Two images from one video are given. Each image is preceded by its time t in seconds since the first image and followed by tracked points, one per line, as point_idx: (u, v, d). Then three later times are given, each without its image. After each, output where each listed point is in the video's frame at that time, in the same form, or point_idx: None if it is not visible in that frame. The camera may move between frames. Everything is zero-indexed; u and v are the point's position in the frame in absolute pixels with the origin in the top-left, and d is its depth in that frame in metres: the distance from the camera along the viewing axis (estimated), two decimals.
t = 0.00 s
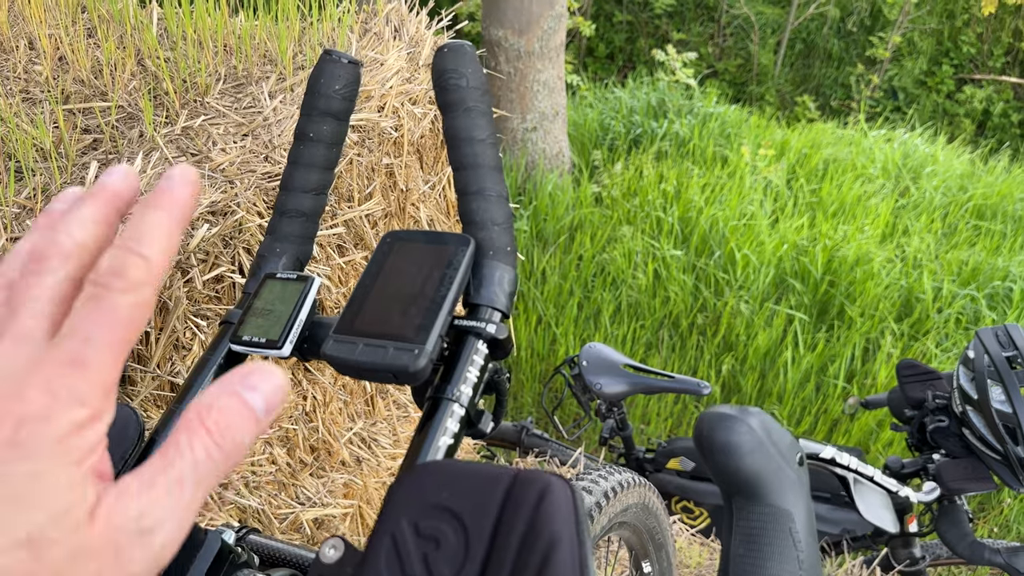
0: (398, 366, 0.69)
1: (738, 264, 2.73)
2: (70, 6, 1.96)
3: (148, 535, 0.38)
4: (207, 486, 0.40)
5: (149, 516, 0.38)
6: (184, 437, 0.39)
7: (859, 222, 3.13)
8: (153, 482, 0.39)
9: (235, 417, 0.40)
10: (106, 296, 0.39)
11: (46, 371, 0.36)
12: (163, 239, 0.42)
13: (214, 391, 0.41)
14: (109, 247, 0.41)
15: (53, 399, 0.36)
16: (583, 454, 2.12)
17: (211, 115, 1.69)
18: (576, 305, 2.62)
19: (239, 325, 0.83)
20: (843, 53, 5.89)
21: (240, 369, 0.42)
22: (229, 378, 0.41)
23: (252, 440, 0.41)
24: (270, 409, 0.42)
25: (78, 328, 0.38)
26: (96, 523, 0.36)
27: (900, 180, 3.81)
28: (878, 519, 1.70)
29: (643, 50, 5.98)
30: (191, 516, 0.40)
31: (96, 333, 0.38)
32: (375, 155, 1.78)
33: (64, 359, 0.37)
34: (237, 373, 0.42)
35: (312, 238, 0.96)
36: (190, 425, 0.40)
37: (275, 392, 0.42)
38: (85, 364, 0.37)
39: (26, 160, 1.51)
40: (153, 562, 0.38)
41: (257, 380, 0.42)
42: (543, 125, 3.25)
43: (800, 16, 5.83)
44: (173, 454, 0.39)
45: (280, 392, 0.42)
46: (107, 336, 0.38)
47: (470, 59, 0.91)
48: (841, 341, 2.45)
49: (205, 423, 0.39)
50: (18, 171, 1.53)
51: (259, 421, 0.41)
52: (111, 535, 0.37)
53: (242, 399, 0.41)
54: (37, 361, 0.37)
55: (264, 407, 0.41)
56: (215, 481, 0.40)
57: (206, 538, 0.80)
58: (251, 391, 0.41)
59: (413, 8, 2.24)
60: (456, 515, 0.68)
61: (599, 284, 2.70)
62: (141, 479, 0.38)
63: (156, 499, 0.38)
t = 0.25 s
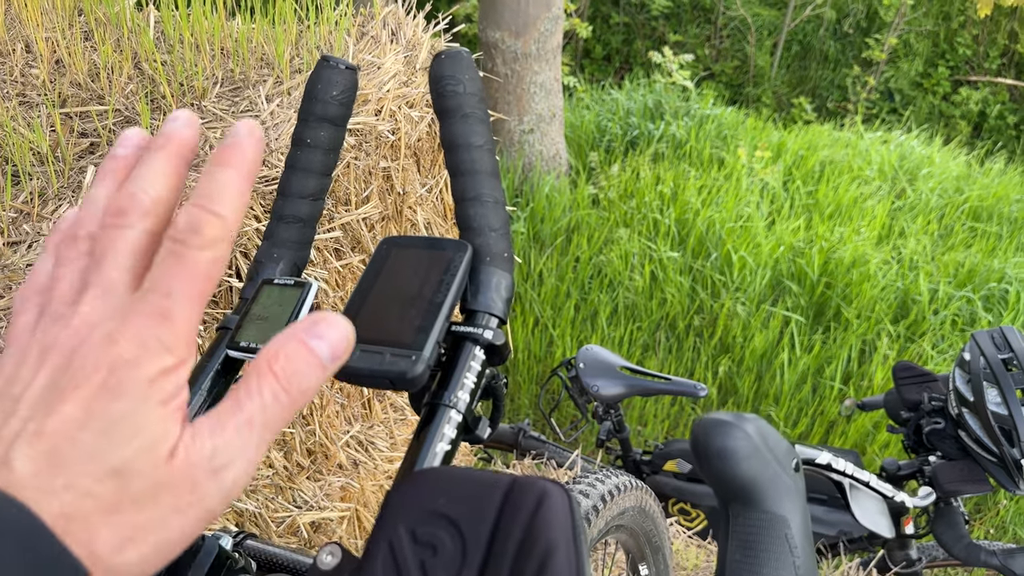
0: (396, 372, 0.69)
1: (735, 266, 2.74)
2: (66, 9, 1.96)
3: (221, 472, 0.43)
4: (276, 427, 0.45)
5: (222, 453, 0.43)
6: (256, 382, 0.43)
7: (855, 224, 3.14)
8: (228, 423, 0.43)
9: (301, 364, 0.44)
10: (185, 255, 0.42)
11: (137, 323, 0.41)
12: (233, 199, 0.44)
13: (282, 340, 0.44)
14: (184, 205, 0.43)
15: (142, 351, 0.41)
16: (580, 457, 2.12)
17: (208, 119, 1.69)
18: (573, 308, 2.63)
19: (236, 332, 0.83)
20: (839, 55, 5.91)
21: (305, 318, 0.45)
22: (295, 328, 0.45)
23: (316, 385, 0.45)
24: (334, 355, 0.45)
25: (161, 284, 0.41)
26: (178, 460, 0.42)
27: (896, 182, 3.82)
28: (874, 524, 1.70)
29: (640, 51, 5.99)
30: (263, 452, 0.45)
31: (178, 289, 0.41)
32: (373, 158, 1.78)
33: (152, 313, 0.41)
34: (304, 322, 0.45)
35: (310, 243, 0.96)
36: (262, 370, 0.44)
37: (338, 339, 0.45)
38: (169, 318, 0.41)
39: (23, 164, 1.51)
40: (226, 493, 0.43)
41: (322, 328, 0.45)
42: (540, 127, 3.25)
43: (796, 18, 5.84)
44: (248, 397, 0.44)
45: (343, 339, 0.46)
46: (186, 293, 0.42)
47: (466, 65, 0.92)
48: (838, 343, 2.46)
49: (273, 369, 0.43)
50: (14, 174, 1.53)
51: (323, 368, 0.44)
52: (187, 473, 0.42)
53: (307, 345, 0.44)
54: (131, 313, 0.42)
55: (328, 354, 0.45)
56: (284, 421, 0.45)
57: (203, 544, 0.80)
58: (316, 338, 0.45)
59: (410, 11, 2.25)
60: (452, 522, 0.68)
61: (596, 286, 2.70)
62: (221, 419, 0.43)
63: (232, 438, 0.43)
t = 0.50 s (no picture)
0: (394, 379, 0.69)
1: (732, 268, 2.74)
2: (63, 10, 1.95)
3: (298, 519, 0.46)
4: (353, 483, 0.49)
5: (300, 500, 0.47)
6: (341, 441, 0.48)
7: (852, 225, 3.14)
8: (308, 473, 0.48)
9: (382, 428, 0.49)
10: (292, 328, 0.47)
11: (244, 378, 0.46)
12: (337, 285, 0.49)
13: (368, 405, 0.49)
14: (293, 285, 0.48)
15: (240, 407, 0.46)
16: (577, 459, 2.12)
17: (205, 121, 1.69)
18: (571, 310, 2.63)
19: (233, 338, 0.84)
20: (836, 56, 5.92)
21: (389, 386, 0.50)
22: (378, 396, 0.50)
23: (393, 448, 0.50)
24: (412, 422, 0.50)
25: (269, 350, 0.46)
26: (264, 502, 0.46)
27: (893, 183, 3.83)
28: (871, 530, 1.64)
29: (637, 53, 5.99)
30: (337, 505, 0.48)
31: (282, 357, 0.46)
32: (370, 161, 1.78)
33: (258, 372, 0.46)
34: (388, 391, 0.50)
35: (308, 248, 0.96)
36: (347, 429, 0.49)
37: (417, 410, 0.50)
38: (270, 377, 0.46)
39: (19, 167, 1.51)
40: (298, 541, 0.47)
41: (402, 399, 0.50)
42: (537, 128, 3.26)
43: (793, 20, 5.86)
44: (332, 452, 0.48)
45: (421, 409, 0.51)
46: (289, 358, 0.46)
47: (465, 71, 0.91)
48: (835, 345, 2.46)
49: (356, 429, 0.48)
50: (11, 177, 1.53)
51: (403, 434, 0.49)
52: (267, 512, 0.46)
53: (390, 413, 0.49)
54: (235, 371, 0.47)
55: (407, 421, 0.50)
56: (359, 478, 0.49)
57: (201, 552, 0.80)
58: (399, 408, 0.50)
59: (407, 12, 2.25)
60: (452, 530, 0.68)
61: (593, 288, 2.71)
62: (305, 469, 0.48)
63: (313, 488, 0.47)
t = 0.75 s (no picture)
0: (388, 371, 0.68)
1: (730, 267, 2.74)
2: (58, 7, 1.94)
3: (302, 530, 0.55)
4: (357, 513, 0.56)
5: (307, 520, 0.55)
6: (348, 470, 0.57)
7: (850, 225, 3.14)
8: (315, 496, 0.56)
9: (388, 462, 0.58)
10: (323, 381, 0.61)
11: (278, 415, 0.59)
12: (362, 350, 0.64)
13: (379, 441, 0.59)
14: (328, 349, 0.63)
15: (274, 432, 0.58)
16: (575, 458, 2.12)
17: (200, 118, 1.68)
18: (568, 309, 2.62)
19: (227, 331, 0.83)
20: (834, 57, 5.93)
21: (403, 427, 0.60)
22: (391, 435, 0.60)
23: (398, 485, 0.57)
24: (416, 462, 0.58)
25: (302, 396, 0.60)
26: (274, 512, 0.55)
27: (891, 183, 3.83)
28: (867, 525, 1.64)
29: (635, 53, 5.99)
30: (340, 529, 0.56)
31: (313, 403, 0.60)
32: (366, 158, 1.77)
33: (290, 413, 0.59)
34: (401, 431, 0.60)
35: (302, 243, 0.95)
36: (356, 461, 0.58)
37: (424, 450, 0.59)
38: (301, 417, 0.59)
39: (13, 163, 1.49)
40: (300, 554, 0.54)
41: (411, 441, 0.59)
42: (534, 127, 3.25)
43: (791, 20, 5.87)
44: (339, 480, 0.57)
45: (427, 452, 0.59)
46: (317, 406, 0.60)
47: (460, 64, 0.91)
48: (833, 344, 2.46)
49: (361, 459, 0.57)
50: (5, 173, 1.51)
51: (405, 470, 0.57)
52: (276, 521, 0.55)
53: (398, 450, 0.58)
54: (273, 409, 0.60)
55: (412, 460, 0.58)
56: (363, 509, 0.57)
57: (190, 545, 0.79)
58: (408, 447, 0.59)
59: (404, 10, 2.24)
60: (445, 523, 0.67)
61: (591, 287, 2.70)
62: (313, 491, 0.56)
63: (318, 509, 0.56)
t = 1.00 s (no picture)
0: (389, 376, 0.68)
1: (729, 269, 2.74)
2: (58, 8, 1.94)
3: (296, 538, 0.55)
4: (352, 523, 0.56)
5: (303, 528, 0.55)
6: (344, 479, 0.57)
7: (848, 227, 3.15)
8: (311, 504, 0.56)
9: (384, 472, 0.57)
10: (321, 390, 0.61)
11: (275, 423, 0.59)
12: (361, 359, 0.64)
13: (376, 450, 0.59)
14: (327, 357, 0.63)
15: (272, 439, 0.58)
16: (573, 460, 2.12)
17: (200, 119, 1.68)
18: (567, 310, 2.63)
19: (227, 334, 0.83)
20: (832, 58, 5.94)
21: (401, 437, 0.60)
22: (389, 445, 0.60)
23: (394, 495, 0.57)
24: (412, 473, 0.58)
25: (300, 404, 0.60)
26: (269, 519, 0.55)
27: (890, 185, 3.84)
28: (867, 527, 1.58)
29: (634, 54, 5.99)
30: (335, 538, 0.56)
31: (311, 412, 0.60)
32: (366, 159, 1.77)
33: (288, 421, 0.59)
34: (399, 441, 0.60)
35: (302, 246, 0.96)
36: (352, 471, 0.58)
37: (421, 460, 0.59)
38: (299, 425, 0.59)
39: (13, 165, 1.49)
40: (294, 561, 0.54)
41: (408, 451, 0.59)
42: (533, 129, 3.25)
43: (789, 21, 5.87)
44: (335, 488, 0.57)
45: (424, 463, 0.59)
46: (315, 414, 0.60)
47: (461, 67, 0.91)
48: (831, 346, 2.46)
49: (358, 469, 0.57)
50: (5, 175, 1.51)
51: (401, 480, 0.57)
52: (271, 527, 0.55)
53: (394, 461, 0.58)
54: (272, 416, 0.60)
55: (408, 470, 0.58)
56: (358, 518, 0.56)
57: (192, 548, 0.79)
58: (405, 457, 0.58)
59: (403, 11, 2.24)
60: (446, 527, 0.67)
61: (590, 288, 2.71)
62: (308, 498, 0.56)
63: (314, 516, 0.56)
